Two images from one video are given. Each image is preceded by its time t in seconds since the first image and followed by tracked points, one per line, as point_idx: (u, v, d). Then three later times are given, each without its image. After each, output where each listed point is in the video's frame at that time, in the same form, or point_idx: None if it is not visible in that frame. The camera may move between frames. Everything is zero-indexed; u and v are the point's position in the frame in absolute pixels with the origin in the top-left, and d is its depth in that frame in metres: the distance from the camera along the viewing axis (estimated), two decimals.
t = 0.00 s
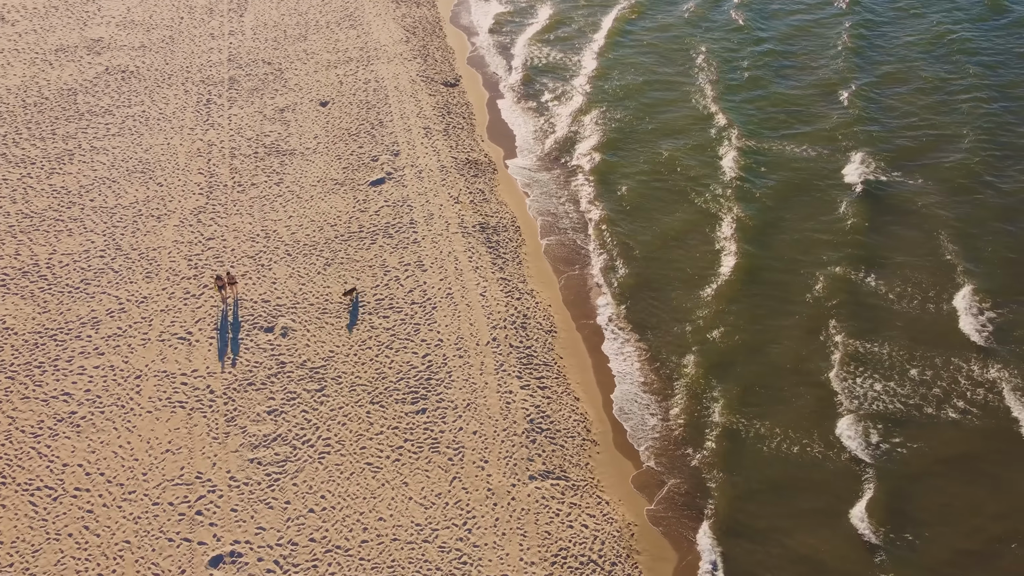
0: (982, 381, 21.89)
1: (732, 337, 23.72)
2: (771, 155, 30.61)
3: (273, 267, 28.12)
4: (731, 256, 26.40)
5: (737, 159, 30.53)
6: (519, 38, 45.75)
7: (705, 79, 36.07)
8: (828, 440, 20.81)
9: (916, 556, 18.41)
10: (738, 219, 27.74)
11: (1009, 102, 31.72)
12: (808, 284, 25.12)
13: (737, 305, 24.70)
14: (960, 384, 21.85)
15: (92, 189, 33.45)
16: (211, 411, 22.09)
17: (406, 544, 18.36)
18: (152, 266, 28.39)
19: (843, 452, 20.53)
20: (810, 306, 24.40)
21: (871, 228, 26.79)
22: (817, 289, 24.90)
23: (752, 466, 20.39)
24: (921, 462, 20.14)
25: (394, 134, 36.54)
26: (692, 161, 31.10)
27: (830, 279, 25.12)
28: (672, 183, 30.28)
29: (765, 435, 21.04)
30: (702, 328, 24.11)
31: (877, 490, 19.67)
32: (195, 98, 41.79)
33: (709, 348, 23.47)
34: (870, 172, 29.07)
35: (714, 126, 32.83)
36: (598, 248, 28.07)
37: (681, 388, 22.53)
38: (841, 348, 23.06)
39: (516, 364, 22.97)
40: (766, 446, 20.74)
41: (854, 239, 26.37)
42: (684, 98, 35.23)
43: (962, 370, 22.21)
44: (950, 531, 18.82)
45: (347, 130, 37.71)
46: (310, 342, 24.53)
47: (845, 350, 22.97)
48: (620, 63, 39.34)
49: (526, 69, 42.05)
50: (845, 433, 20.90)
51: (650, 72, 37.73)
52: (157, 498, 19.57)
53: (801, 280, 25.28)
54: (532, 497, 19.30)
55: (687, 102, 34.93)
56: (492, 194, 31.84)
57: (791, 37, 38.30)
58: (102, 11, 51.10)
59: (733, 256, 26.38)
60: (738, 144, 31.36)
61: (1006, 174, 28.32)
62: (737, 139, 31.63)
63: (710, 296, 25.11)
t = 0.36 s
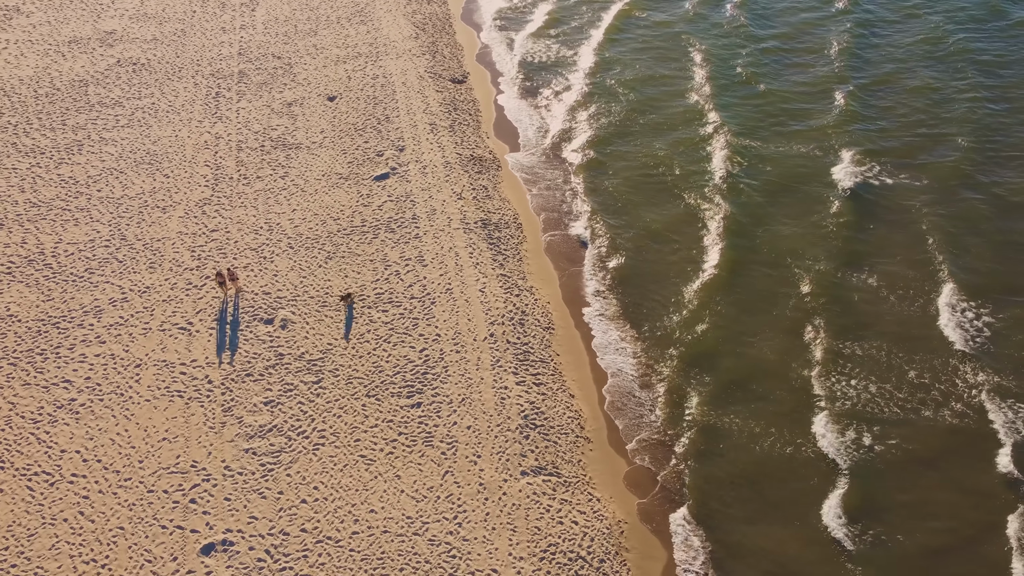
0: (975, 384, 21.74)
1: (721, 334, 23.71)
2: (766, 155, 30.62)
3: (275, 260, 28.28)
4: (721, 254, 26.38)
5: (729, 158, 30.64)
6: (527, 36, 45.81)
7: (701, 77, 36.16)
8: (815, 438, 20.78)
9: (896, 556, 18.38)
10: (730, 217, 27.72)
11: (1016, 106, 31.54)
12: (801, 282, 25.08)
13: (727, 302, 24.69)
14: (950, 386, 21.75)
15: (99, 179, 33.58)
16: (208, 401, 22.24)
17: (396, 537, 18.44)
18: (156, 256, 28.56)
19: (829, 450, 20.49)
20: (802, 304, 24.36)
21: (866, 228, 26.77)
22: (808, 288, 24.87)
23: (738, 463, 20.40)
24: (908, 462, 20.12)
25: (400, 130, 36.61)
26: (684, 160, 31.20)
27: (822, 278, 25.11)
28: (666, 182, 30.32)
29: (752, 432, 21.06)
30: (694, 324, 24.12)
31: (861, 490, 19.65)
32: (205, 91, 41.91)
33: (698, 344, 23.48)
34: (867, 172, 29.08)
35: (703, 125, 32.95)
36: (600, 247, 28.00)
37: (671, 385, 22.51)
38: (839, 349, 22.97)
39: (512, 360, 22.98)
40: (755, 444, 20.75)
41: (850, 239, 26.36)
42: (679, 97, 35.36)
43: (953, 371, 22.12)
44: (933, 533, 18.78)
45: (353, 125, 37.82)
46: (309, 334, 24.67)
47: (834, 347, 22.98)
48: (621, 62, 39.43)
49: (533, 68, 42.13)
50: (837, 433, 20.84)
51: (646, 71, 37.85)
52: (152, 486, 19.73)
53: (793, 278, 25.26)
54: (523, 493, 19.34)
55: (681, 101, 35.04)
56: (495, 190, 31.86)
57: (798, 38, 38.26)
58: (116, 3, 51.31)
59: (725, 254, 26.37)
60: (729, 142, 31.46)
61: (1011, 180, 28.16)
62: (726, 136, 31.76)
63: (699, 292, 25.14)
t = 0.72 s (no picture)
0: (972, 389, 21.57)
1: (712, 331, 23.73)
2: (767, 156, 30.61)
3: (284, 251, 28.48)
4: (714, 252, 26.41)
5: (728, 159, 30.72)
6: (541, 33, 45.75)
7: (703, 78, 36.36)
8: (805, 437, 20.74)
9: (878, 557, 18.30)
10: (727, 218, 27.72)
11: None
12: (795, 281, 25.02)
13: (719, 300, 24.71)
14: (945, 390, 21.60)
15: (114, 168, 33.87)
16: (212, 389, 22.42)
17: (392, 528, 18.52)
18: (166, 245, 28.82)
19: (827, 452, 20.36)
20: (794, 303, 24.32)
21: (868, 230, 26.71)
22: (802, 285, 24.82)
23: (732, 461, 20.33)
24: (896, 464, 20.04)
25: (413, 125, 36.68)
26: (684, 160, 31.28)
27: (816, 277, 25.05)
28: (672, 181, 30.27)
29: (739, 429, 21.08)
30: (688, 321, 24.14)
31: (846, 489, 19.60)
32: (221, 82, 42.13)
33: (687, 341, 23.52)
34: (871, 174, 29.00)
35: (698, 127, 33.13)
36: (607, 245, 27.88)
37: (660, 381, 22.58)
38: (842, 352, 22.83)
39: (514, 356, 22.99)
40: (754, 445, 20.64)
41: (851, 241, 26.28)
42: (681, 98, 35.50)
43: (951, 376, 21.94)
44: (920, 536, 18.65)
45: (367, 119, 37.94)
46: (314, 325, 24.82)
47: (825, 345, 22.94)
48: (632, 62, 39.46)
49: (547, 66, 42.14)
50: (836, 436, 20.70)
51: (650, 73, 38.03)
52: (153, 471, 19.94)
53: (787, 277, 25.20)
54: (520, 488, 19.35)
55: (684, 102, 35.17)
56: (505, 187, 31.84)
57: (812, 41, 38.09)
58: None
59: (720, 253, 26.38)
60: (724, 145, 31.66)
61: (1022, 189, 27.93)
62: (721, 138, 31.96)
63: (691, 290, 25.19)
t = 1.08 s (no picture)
0: (976, 396, 21.21)
1: (703, 328, 23.79)
2: (776, 158, 30.50)
3: (295, 242, 28.68)
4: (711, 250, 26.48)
5: (731, 160, 30.77)
6: (558, 32, 45.66)
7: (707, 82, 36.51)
8: (799, 435, 20.63)
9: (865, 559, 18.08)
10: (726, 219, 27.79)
11: None
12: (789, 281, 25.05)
13: (712, 297, 24.78)
14: (947, 396, 21.23)
15: (131, 156, 34.26)
16: (218, 376, 22.63)
17: (389, 518, 18.59)
18: (179, 234, 29.12)
19: (828, 454, 20.16)
20: (787, 302, 24.32)
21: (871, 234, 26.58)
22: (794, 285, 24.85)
23: (727, 459, 20.24)
24: (890, 467, 19.81)
25: (427, 119, 36.73)
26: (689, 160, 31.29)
27: (811, 277, 25.04)
28: (682, 182, 30.14)
29: (730, 425, 21.03)
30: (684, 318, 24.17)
31: (837, 489, 19.43)
32: (240, 74, 42.40)
33: (678, 337, 23.62)
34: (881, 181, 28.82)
35: (698, 128, 33.25)
36: (617, 244, 27.76)
37: (660, 380, 22.51)
38: (847, 356, 22.62)
39: (518, 352, 22.98)
40: (753, 445, 20.48)
41: (853, 246, 26.20)
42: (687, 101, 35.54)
43: (954, 381, 21.61)
44: (911, 541, 18.36)
45: (382, 113, 38.04)
46: (321, 316, 24.96)
47: (817, 344, 22.91)
48: (647, 65, 39.34)
49: (562, 66, 42.12)
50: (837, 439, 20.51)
51: (661, 75, 38.03)
52: (157, 456, 20.16)
53: (780, 277, 25.24)
54: (517, 483, 19.33)
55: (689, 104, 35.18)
56: (516, 183, 31.79)
57: (830, 48, 37.81)
58: None
59: (717, 252, 26.42)
60: (736, 146, 31.51)
61: None
62: (720, 137, 32.12)
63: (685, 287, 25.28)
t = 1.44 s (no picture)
0: (983, 403, 20.92)
1: (699, 326, 23.71)
2: (789, 159, 30.22)
3: (305, 234, 28.85)
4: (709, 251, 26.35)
5: (737, 163, 30.48)
6: (576, 30, 45.39)
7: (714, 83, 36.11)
8: (800, 437, 20.46)
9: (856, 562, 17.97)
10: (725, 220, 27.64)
11: None
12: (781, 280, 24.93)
13: (705, 295, 24.70)
14: (945, 400, 21.03)
15: (148, 146, 34.62)
16: (224, 364, 22.83)
17: (386, 509, 18.68)
18: (192, 223, 29.39)
19: (829, 457, 19.97)
20: (780, 301, 24.20)
21: (873, 237, 26.31)
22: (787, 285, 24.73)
23: (721, 458, 20.12)
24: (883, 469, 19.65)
25: (442, 115, 36.77)
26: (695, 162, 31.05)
27: (805, 277, 24.91)
28: (693, 181, 29.97)
29: (717, 423, 20.97)
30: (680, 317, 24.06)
31: (829, 490, 19.28)
32: (259, 67, 42.62)
33: (672, 335, 23.57)
34: (891, 188, 28.34)
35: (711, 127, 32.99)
36: (625, 242, 27.65)
37: (662, 378, 22.40)
38: (852, 359, 22.38)
39: (521, 347, 22.99)
40: (754, 446, 20.33)
41: (856, 247, 25.96)
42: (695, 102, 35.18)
43: (957, 388, 21.32)
44: (905, 546, 18.23)
45: (397, 108, 38.10)
46: (328, 307, 25.08)
47: (807, 345, 22.80)
48: (668, 66, 38.76)
49: (578, 63, 41.90)
50: (839, 442, 20.29)
51: (675, 76, 37.61)
52: (160, 440, 20.40)
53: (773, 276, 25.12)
54: (515, 477, 19.35)
55: (698, 105, 34.79)
56: (527, 179, 31.74)
57: (851, 50, 37.20)
58: None
59: (724, 252, 26.23)
60: (749, 147, 31.27)
61: None
62: (728, 138, 31.91)
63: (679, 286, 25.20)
